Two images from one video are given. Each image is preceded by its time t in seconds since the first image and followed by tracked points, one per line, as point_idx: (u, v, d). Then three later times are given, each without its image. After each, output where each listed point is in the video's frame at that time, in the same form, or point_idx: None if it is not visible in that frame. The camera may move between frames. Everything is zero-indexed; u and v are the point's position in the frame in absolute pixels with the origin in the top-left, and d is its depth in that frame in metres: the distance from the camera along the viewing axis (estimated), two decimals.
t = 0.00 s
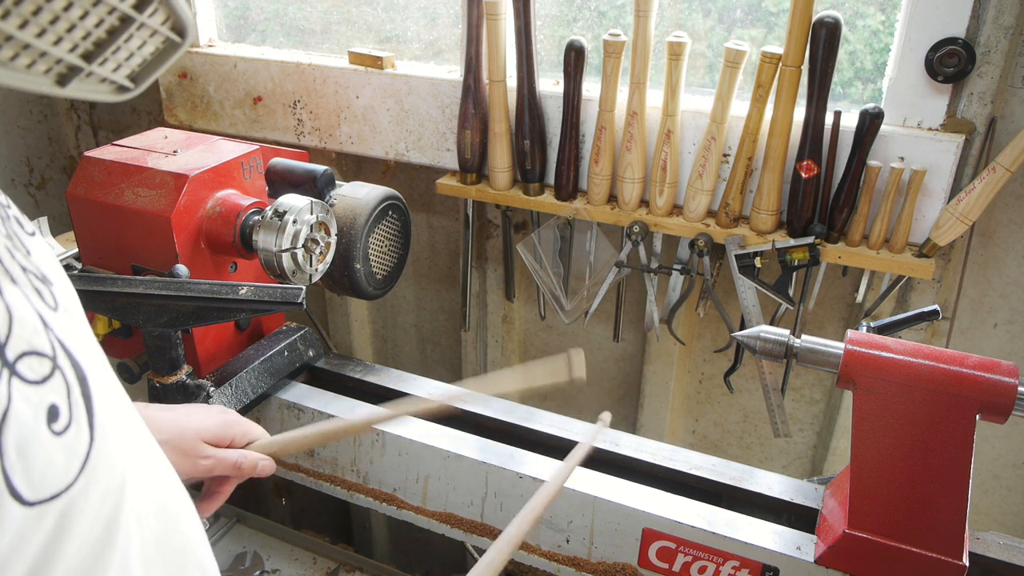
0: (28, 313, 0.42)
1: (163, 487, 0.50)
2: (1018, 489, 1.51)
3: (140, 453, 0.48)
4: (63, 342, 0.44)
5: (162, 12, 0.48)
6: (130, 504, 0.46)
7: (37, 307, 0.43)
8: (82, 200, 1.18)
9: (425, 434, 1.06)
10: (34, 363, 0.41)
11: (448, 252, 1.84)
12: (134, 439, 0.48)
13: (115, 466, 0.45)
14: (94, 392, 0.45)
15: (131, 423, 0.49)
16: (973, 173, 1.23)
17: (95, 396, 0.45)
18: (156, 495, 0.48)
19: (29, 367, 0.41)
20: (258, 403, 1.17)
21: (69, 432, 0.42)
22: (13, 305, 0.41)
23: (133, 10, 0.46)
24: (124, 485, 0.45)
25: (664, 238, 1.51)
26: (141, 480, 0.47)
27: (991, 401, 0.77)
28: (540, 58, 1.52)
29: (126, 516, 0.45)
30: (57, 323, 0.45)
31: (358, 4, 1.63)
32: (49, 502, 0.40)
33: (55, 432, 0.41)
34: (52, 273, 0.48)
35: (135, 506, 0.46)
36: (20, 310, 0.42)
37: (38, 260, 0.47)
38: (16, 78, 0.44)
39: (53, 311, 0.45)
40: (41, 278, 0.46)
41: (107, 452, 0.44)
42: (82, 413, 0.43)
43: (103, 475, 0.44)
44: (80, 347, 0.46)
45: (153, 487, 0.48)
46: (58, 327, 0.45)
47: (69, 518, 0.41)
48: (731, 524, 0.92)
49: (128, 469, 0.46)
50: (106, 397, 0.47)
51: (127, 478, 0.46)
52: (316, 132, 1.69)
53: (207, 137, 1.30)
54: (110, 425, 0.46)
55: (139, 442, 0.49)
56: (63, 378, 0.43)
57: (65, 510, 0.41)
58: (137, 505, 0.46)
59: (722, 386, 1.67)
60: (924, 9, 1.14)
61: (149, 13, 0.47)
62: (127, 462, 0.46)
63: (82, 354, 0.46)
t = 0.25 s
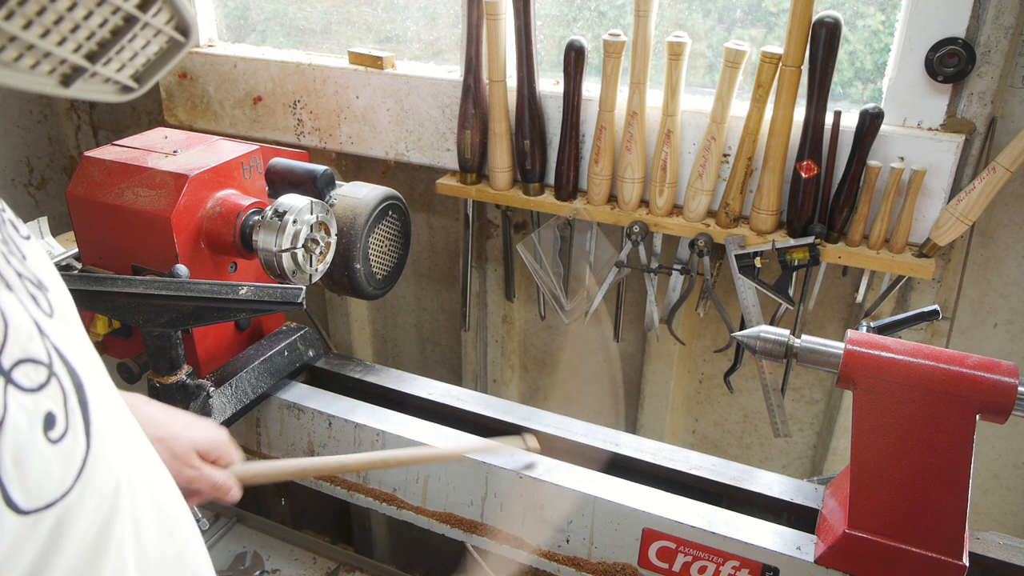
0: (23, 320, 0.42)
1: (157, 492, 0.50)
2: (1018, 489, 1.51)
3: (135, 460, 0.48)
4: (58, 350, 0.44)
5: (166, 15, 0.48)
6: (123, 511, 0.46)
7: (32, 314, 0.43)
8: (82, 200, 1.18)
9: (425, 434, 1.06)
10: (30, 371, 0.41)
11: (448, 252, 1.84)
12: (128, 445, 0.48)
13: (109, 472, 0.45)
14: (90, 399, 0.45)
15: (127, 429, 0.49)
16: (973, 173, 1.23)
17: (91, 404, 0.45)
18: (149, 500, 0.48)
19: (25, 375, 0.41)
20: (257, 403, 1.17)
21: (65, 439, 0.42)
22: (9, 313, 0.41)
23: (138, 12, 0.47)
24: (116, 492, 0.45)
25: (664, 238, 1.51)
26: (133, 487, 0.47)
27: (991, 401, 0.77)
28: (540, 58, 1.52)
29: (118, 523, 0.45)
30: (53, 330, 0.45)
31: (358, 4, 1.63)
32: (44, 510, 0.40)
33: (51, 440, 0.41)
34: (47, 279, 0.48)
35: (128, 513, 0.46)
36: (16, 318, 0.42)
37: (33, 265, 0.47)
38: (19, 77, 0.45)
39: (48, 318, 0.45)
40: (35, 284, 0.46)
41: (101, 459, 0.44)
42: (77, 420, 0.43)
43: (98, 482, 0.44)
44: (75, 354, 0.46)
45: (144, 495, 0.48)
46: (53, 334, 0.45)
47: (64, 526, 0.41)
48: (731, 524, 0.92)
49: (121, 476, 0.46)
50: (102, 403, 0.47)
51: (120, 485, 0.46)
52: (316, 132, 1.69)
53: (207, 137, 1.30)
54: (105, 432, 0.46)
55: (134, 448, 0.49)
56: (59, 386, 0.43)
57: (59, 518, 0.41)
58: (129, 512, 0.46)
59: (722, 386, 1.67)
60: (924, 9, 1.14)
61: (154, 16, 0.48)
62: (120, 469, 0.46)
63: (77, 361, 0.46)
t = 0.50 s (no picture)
0: (22, 328, 0.42)
1: (160, 497, 0.49)
2: (1018, 489, 1.51)
3: (140, 463, 0.48)
4: (57, 356, 0.44)
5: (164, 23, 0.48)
6: (125, 516, 0.46)
7: (31, 320, 0.43)
8: (82, 199, 1.18)
9: (424, 433, 1.06)
10: (29, 379, 0.41)
11: (448, 252, 1.84)
12: (132, 448, 0.48)
13: (111, 477, 0.45)
14: (89, 404, 0.45)
15: (131, 433, 0.49)
16: (973, 173, 1.23)
17: (90, 409, 0.45)
18: (152, 505, 0.48)
19: (23, 383, 0.41)
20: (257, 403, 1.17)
21: (62, 446, 0.42)
22: (8, 320, 0.42)
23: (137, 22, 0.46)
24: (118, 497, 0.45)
25: (664, 238, 1.51)
26: (137, 490, 0.47)
27: (991, 401, 0.77)
28: (540, 58, 1.52)
29: (121, 528, 0.45)
30: (51, 335, 0.45)
31: (358, 4, 1.63)
32: (44, 516, 0.40)
33: (48, 447, 0.41)
34: (47, 283, 0.48)
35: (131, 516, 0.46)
36: (15, 325, 0.42)
37: (32, 269, 0.47)
38: (19, 87, 0.45)
39: (47, 323, 0.45)
40: (35, 288, 0.46)
41: (103, 464, 0.44)
42: (75, 426, 0.43)
43: (98, 488, 0.44)
44: (75, 360, 0.46)
45: (149, 498, 0.48)
46: (52, 340, 0.45)
47: (66, 532, 0.41)
48: (731, 524, 0.92)
49: (124, 479, 0.46)
50: (102, 408, 0.46)
51: (123, 490, 0.46)
52: (316, 132, 1.69)
53: (207, 137, 1.30)
54: (105, 437, 0.46)
55: (137, 452, 0.49)
56: (57, 392, 0.43)
57: (61, 524, 0.41)
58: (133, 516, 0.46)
59: (722, 386, 1.67)
60: (924, 9, 1.14)
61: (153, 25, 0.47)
62: (123, 471, 0.46)
63: (76, 367, 0.46)
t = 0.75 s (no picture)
0: (25, 324, 0.42)
1: (160, 495, 0.50)
2: (1017, 489, 1.51)
3: (137, 461, 0.48)
4: (58, 352, 0.44)
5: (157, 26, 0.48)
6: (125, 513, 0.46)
7: (32, 316, 0.44)
8: (82, 199, 1.18)
9: (424, 434, 1.06)
10: (33, 373, 0.41)
11: (448, 252, 1.84)
12: (129, 446, 0.48)
13: (111, 474, 0.45)
14: (90, 401, 0.45)
15: (127, 431, 0.49)
16: (973, 173, 1.23)
17: (91, 405, 0.45)
18: (152, 503, 0.48)
19: (28, 378, 0.41)
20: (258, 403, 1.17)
21: (66, 441, 0.42)
22: (11, 317, 0.42)
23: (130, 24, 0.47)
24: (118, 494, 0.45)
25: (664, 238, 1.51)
26: (135, 487, 0.47)
27: (991, 401, 0.77)
28: (540, 58, 1.52)
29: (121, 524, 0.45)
30: (51, 332, 0.45)
31: (358, 4, 1.63)
32: (50, 511, 0.40)
33: (53, 442, 0.41)
34: (44, 279, 0.48)
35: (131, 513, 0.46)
36: (17, 321, 0.42)
37: (30, 267, 0.47)
38: (12, 89, 0.45)
39: (47, 320, 0.45)
40: (34, 285, 0.46)
41: (103, 460, 0.44)
42: (77, 422, 0.43)
43: (100, 484, 0.44)
44: (75, 357, 0.46)
45: (146, 496, 0.48)
46: (52, 336, 0.45)
47: (70, 527, 0.41)
48: (731, 524, 0.92)
49: (123, 476, 0.46)
50: (102, 406, 0.47)
51: (123, 487, 0.46)
52: (316, 132, 1.69)
53: (207, 137, 1.30)
54: (105, 433, 0.46)
55: (135, 450, 0.49)
56: (60, 388, 0.43)
57: (66, 519, 0.41)
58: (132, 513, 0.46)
59: (722, 386, 1.67)
60: (923, 9, 1.14)
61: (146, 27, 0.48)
62: (122, 468, 0.46)
63: (76, 363, 0.46)
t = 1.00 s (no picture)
0: (22, 314, 0.42)
1: (156, 487, 0.50)
2: (1017, 489, 1.51)
3: (133, 453, 0.48)
4: (56, 343, 0.44)
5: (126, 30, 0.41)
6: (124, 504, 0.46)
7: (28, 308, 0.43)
8: (82, 200, 1.18)
9: (424, 434, 1.06)
10: (33, 363, 0.41)
11: (448, 252, 1.84)
12: (124, 438, 0.48)
13: (110, 465, 0.45)
14: (88, 391, 0.45)
15: (122, 423, 0.49)
16: (973, 173, 1.23)
17: (91, 397, 0.45)
18: (150, 494, 0.49)
19: (29, 367, 0.41)
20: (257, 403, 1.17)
21: (69, 430, 0.42)
22: (9, 308, 0.41)
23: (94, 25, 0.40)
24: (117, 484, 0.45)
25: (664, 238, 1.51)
26: (132, 478, 0.47)
27: (991, 401, 0.77)
28: (540, 58, 1.52)
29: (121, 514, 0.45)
30: (47, 323, 0.45)
31: (358, 4, 1.63)
32: (55, 499, 0.40)
33: (57, 430, 0.41)
34: (37, 271, 0.48)
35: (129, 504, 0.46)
36: (15, 311, 0.42)
37: (23, 258, 0.47)
38: None
39: (42, 311, 0.45)
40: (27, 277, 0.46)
41: (102, 451, 0.44)
42: (78, 412, 0.43)
43: (101, 474, 0.44)
44: (72, 348, 0.46)
45: (142, 489, 0.48)
46: (49, 328, 0.45)
47: (73, 516, 0.41)
48: (731, 524, 0.92)
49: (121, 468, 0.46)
50: (100, 398, 0.47)
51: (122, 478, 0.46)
52: (316, 132, 1.69)
53: (207, 137, 1.30)
54: (104, 424, 0.46)
55: (132, 442, 0.49)
56: (60, 378, 0.43)
57: (70, 508, 0.41)
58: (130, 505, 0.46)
59: (722, 386, 1.67)
60: (924, 9, 1.14)
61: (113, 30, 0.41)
62: (120, 459, 0.46)
63: (73, 354, 0.46)
